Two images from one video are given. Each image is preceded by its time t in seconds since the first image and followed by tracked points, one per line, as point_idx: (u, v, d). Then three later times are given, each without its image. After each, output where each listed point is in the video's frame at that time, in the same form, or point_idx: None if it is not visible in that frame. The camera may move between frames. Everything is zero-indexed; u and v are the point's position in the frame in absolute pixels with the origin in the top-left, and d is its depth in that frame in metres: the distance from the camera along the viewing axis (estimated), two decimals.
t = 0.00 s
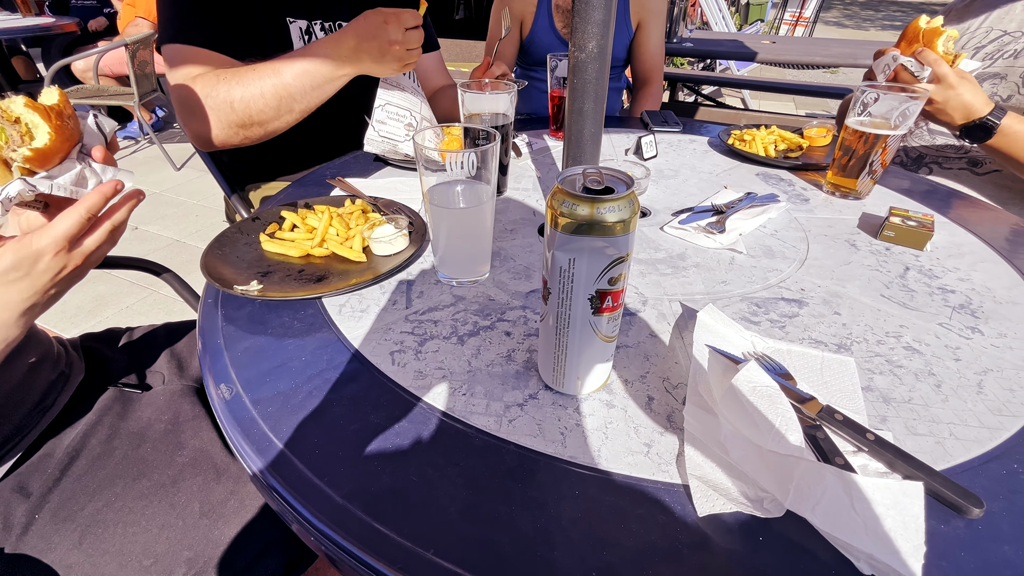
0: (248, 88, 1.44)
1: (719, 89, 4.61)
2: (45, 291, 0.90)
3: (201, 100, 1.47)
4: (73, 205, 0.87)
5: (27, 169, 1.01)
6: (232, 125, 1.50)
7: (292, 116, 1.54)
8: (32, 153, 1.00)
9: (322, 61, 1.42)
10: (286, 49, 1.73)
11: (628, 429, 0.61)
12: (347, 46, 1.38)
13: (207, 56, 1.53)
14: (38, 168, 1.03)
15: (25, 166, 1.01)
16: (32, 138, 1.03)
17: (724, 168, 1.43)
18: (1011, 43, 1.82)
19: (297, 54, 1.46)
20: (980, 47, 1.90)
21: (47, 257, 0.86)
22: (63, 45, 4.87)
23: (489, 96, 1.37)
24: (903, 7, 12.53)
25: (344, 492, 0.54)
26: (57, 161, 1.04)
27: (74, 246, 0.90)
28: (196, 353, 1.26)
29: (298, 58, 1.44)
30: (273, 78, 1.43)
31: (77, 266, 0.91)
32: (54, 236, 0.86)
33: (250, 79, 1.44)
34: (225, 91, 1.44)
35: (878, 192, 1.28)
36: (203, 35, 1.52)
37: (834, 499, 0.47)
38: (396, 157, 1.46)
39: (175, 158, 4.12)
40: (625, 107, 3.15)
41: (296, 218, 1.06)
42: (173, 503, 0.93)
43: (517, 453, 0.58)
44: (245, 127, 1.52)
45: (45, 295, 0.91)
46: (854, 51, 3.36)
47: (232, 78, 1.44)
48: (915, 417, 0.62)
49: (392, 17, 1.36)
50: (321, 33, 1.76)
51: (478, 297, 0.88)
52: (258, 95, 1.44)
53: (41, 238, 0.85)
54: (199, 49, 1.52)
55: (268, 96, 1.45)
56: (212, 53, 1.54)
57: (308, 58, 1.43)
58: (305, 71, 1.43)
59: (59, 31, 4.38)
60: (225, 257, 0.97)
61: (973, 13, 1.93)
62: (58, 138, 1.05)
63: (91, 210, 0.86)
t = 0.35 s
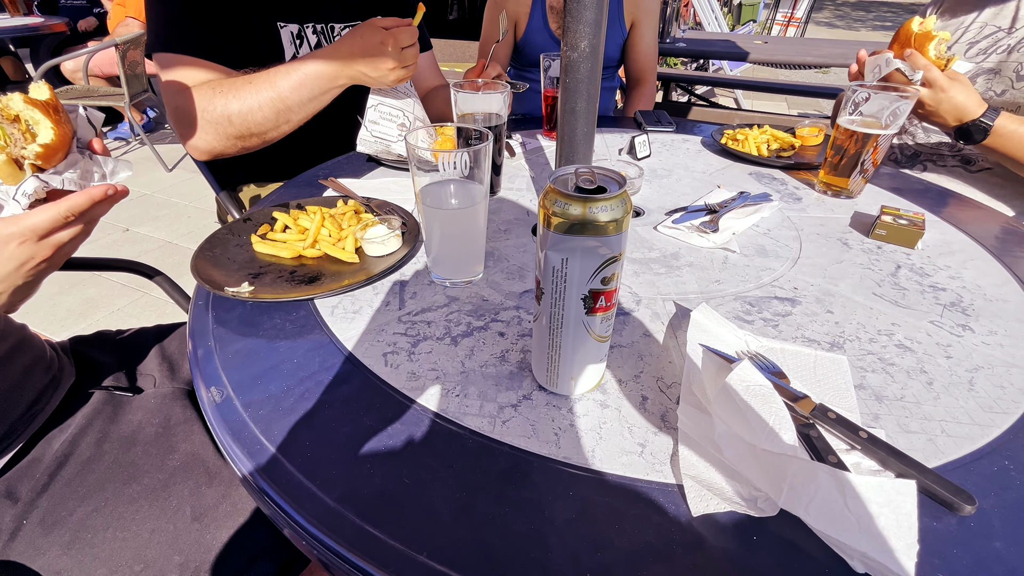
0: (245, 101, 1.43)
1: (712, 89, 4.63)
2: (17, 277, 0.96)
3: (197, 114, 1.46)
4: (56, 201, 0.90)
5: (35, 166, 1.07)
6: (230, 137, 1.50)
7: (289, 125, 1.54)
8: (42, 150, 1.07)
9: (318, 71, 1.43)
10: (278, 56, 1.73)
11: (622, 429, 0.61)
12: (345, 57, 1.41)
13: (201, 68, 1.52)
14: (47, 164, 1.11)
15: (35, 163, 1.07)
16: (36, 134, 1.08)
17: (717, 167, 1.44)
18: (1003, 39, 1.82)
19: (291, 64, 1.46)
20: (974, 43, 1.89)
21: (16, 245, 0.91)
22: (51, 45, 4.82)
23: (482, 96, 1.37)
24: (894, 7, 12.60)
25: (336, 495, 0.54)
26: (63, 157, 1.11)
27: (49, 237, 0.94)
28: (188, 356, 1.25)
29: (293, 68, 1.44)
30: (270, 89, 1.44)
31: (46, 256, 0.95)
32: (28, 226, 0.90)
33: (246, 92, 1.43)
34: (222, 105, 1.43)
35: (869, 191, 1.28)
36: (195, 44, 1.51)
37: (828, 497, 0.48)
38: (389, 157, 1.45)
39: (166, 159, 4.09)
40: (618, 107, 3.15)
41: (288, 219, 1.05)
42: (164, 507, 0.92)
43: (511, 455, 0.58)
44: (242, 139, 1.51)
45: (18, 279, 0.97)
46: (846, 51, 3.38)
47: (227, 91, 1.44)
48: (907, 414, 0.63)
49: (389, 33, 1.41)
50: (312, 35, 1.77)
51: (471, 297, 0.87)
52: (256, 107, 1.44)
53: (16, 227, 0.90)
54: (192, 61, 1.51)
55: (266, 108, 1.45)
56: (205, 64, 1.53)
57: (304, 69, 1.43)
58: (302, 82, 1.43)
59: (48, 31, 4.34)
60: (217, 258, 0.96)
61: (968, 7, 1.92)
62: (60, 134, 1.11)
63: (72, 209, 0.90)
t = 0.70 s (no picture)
0: (227, 105, 1.42)
1: (705, 89, 4.64)
2: None
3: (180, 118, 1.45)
4: (38, 189, 0.89)
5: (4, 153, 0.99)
6: (214, 141, 1.49)
7: (275, 129, 1.52)
8: (10, 135, 1.00)
9: (301, 75, 1.40)
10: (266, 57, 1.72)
11: (618, 428, 0.60)
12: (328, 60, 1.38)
13: (186, 72, 1.50)
14: (19, 154, 1.04)
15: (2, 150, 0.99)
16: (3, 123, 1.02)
17: (711, 166, 1.44)
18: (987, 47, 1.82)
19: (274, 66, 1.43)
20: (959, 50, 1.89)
21: None
22: (40, 45, 4.76)
23: (475, 95, 1.36)
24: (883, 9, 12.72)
25: (329, 497, 0.53)
26: (35, 144, 1.04)
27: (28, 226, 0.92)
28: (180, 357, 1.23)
29: (275, 70, 1.41)
30: (253, 94, 1.42)
31: (30, 246, 0.93)
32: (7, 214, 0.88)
33: (228, 96, 1.42)
34: (205, 110, 1.43)
35: (861, 189, 1.29)
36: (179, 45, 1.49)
37: (824, 494, 0.47)
38: (383, 157, 1.45)
39: (157, 160, 4.05)
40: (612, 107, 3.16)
41: (280, 219, 1.04)
42: (156, 511, 0.90)
43: (506, 454, 0.57)
44: (227, 143, 1.50)
45: None
46: (837, 51, 3.40)
47: (210, 95, 1.42)
48: (901, 410, 0.63)
49: (371, 33, 1.37)
50: (301, 37, 1.77)
51: (466, 296, 0.87)
52: (238, 112, 1.42)
53: None
54: (177, 64, 1.49)
55: (249, 112, 1.43)
56: (191, 67, 1.52)
57: (286, 71, 1.40)
58: (284, 85, 1.41)
59: (36, 31, 4.29)
60: (207, 258, 0.95)
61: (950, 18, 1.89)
62: (29, 122, 1.05)
63: (55, 197, 0.89)
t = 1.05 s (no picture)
0: (220, 96, 1.41)
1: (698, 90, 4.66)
2: None
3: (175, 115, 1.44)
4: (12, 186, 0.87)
5: None
6: (210, 136, 1.47)
7: (269, 117, 1.51)
8: None
9: (290, 58, 1.39)
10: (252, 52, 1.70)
11: (610, 427, 0.60)
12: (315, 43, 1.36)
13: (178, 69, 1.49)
14: None
15: None
16: None
17: (703, 166, 1.44)
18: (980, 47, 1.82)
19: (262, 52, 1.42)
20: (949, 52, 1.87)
21: None
22: (28, 44, 4.70)
23: (467, 95, 1.36)
24: (873, 11, 12.81)
25: (320, 499, 0.53)
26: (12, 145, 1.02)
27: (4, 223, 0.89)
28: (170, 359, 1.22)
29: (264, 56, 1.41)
30: (244, 82, 1.41)
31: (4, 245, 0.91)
32: None
33: (221, 87, 1.41)
34: (198, 103, 1.41)
35: (851, 189, 1.30)
36: (171, 43, 1.49)
37: (814, 492, 0.48)
38: (375, 157, 1.44)
39: (147, 161, 4.02)
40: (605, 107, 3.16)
41: (271, 219, 1.03)
42: (145, 515, 0.89)
43: (498, 454, 0.57)
44: (223, 136, 1.49)
45: None
46: (828, 52, 3.42)
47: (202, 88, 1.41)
48: (890, 408, 0.63)
49: (354, 7, 1.30)
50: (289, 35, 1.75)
51: (458, 296, 0.87)
52: (232, 102, 1.41)
53: None
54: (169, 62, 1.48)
55: (242, 101, 1.42)
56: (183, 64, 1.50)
57: (275, 56, 1.40)
58: (274, 71, 1.41)
59: (23, 31, 4.24)
60: (197, 259, 0.94)
61: (940, 19, 1.89)
62: (6, 122, 1.01)
63: (27, 194, 0.86)
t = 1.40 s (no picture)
0: (208, 87, 1.40)
1: (690, 91, 4.68)
2: None
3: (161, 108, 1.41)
4: None
5: None
6: (198, 128, 1.46)
7: (257, 108, 1.51)
8: None
9: (277, 45, 1.41)
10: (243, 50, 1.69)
11: (603, 427, 0.60)
12: (301, 30, 1.39)
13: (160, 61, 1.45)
14: None
15: None
16: None
17: (694, 166, 1.45)
18: (972, 48, 1.78)
19: (247, 43, 1.43)
20: (943, 51, 1.83)
21: None
22: (14, 44, 4.62)
23: (459, 95, 1.36)
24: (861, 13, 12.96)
25: (311, 502, 0.52)
26: None
27: None
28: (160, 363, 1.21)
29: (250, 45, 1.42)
30: (231, 72, 1.41)
31: None
32: None
33: (208, 78, 1.41)
34: (186, 95, 1.40)
35: (840, 189, 1.31)
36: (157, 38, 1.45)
37: (805, 489, 0.48)
38: (367, 158, 1.44)
39: (136, 162, 3.98)
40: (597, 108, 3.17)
41: (261, 221, 1.02)
42: (135, 521, 0.88)
43: (491, 455, 0.57)
44: (212, 129, 1.48)
45: None
46: (817, 54, 3.45)
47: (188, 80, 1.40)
48: (880, 405, 0.64)
49: None
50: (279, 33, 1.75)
51: (451, 297, 0.86)
52: (220, 92, 1.41)
53: None
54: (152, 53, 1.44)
55: (231, 91, 1.42)
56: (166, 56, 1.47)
57: (261, 44, 1.41)
58: (261, 61, 1.42)
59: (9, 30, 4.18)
60: (185, 261, 0.93)
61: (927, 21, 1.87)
62: None
63: None
